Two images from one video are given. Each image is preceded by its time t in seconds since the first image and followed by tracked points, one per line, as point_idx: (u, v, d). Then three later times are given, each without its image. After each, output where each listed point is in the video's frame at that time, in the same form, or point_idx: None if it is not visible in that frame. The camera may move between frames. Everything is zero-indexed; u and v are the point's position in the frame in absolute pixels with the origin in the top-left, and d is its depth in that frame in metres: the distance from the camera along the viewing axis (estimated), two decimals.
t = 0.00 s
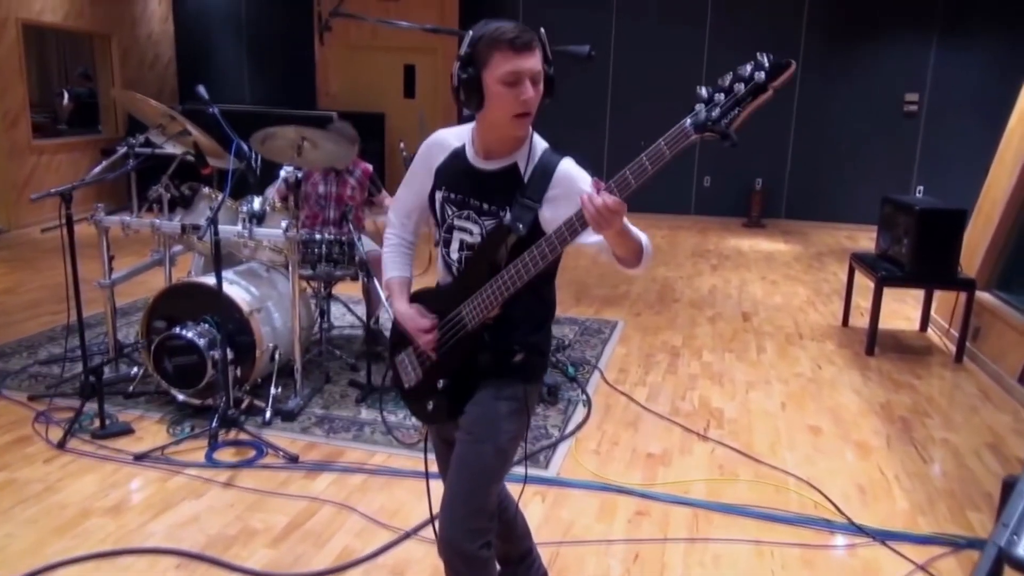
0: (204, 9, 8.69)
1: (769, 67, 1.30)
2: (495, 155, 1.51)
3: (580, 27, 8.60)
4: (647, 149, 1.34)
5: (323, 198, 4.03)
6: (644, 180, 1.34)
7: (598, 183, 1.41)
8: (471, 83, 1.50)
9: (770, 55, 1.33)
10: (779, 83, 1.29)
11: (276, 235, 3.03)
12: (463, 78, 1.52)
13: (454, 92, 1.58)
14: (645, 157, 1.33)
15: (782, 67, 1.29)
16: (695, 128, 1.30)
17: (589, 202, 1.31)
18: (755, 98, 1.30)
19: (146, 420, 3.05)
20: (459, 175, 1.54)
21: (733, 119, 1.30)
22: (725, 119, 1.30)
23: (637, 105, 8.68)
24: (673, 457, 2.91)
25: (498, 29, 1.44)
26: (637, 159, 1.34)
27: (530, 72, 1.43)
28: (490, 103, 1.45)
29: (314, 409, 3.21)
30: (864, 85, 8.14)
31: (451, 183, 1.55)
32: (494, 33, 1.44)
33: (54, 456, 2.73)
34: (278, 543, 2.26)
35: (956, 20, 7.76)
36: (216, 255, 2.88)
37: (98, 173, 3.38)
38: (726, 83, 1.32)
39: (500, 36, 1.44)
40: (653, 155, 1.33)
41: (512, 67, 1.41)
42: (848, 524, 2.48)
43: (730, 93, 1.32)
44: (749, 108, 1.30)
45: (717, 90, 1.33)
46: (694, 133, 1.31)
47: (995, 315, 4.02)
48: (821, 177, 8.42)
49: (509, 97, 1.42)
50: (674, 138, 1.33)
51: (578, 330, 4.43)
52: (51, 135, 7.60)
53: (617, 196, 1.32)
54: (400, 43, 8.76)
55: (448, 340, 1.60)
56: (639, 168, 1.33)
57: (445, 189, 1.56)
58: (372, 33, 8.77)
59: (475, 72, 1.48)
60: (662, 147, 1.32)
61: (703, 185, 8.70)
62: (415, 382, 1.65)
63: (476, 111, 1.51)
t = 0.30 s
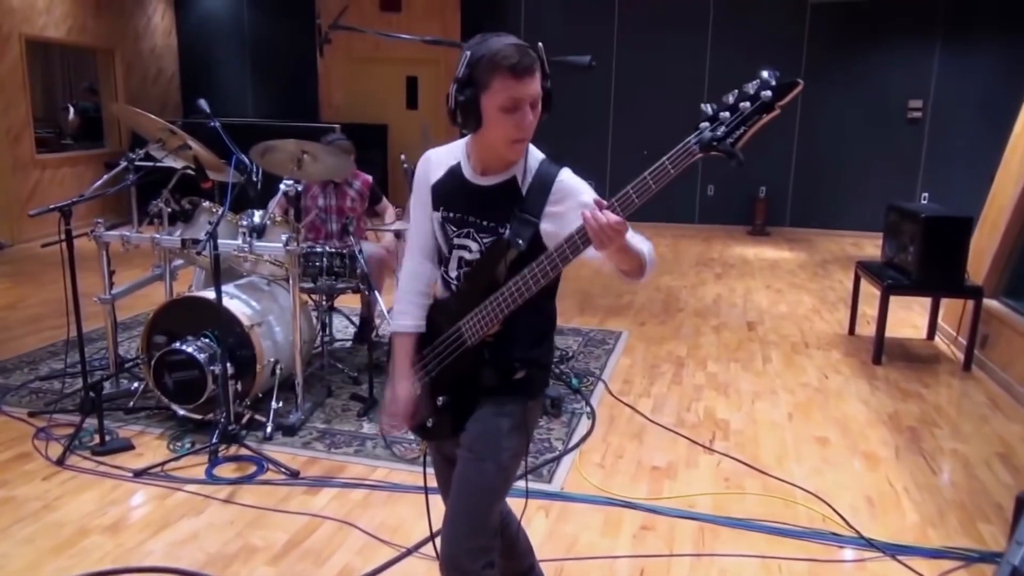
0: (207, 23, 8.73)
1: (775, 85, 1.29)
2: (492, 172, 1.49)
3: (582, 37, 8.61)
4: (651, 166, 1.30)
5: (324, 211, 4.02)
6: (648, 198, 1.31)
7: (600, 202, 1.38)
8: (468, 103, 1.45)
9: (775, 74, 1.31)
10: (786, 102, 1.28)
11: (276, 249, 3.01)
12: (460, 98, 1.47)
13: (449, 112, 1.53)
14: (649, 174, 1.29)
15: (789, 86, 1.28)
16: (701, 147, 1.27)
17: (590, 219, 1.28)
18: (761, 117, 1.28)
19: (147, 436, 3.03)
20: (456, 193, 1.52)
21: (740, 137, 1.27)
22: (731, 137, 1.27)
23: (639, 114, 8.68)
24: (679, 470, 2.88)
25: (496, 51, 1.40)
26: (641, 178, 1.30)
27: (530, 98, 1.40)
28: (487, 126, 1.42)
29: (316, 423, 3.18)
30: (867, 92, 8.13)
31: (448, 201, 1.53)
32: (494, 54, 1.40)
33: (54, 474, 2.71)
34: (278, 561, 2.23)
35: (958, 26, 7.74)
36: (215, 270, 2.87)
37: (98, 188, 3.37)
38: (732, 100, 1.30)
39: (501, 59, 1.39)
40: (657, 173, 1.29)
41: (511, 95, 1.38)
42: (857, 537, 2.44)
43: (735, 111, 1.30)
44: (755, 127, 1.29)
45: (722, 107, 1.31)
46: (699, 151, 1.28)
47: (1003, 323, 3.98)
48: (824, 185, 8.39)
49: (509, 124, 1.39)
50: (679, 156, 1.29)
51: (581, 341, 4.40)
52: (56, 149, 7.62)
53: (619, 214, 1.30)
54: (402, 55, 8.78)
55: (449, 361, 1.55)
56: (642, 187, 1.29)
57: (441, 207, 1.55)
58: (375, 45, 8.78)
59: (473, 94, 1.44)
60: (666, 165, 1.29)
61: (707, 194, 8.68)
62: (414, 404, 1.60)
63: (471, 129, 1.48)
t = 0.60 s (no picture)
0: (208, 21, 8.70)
1: (782, 86, 1.24)
2: (495, 166, 1.45)
3: (584, 32, 8.56)
4: (654, 170, 1.26)
5: (325, 209, 4.01)
6: (650, 201, 1.27)
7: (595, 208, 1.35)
8: (467, 90, 1.42)
9: (783, 72, 1.27)
10: (792, 103, 1.24)
11: (275, 249, 2.99)
12: (457, 85, 1.44)
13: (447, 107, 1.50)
14: (651, 178, 1.25)
15: (797, 86, 1.23)
16: (704, 150, 1.23)
17: (591, 226, 1.24)
18: (767, 119, 1.24)
19: (146, 437, 3.01)
20: (454, 193, 1.49)
21: (745, 140, 1.24)
22: (735, 140, 1.23)
23: (642, 109, 8.62)
24: (682, 469, 2.84)
25: (495, 35, 1.38)
26: (642, 181, 1.26)
27: (529, 78, 1.36)
28: (487, 112, 1.38)
29: (316, 424, 3.15)
30: (871, 86, 8.06)
31: (447, 201, 1.50)
32: (490, 37, 1.38)
33: (52, 476, 2.69)
34: (276, 564, 2.21)
35: (964, 19, 7.67)
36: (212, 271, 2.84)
37: (96, 188, 3.35)
38: (737, 101, 1.26)
39: (497, 41, 1.38)
40: (659, 176, 1.26)
41: (510, 72, 1.35)
42: (863, 538, 2.41)
43: (740, 111, 1.25)
44: (761, 129, 1.24)
45: (727, 108, 1.27)
46: (703, 154, 1.24)
47: (1011, 319, 3.93)
48: (829, 179, 8.33)
49: (509, 101, 1.35)
50: (682, 159, 1.25)
51: (584, 339, 4.37)
52: (58, 149, 7.61)
53: (621, 219, 1.25)
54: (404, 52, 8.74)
55: (447, 367, 1.54)
56: (644, 191, 1.26)
57: (440, 207, 1.51)
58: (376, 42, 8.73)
59: (471, 80, 1.41)
60: (668, 169, 1.25)
61: (711, 189, 8.62)
62: (411, 406, 1.61)
63: (471, 121, 1.44)
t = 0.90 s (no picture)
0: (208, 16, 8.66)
1: (783, 72, 1.20)
2: (482, 171, 1.41)
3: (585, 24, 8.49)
4: (649, 162, 1.21)
5: (324, 206, 3.98)
6: (645, 198, 1.22)
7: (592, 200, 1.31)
8: (450, 105, 1.35)
9: (784, 58, 1.22)
10: (793, 90, 1.20)
11: (271, 245, 2.95)
12: (440, 100, 1.36)
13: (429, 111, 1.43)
14: (646, 171, 1.20)
15: (797, 72, 1.19)
16: (701, 141, 1.18)
17: (587, 220, 1.19)
18: (767, 107, 1.20)
19: (143, 437, 2.98)
20: (442, 195, 1.44)
21: (743, 131, 1.19)
22: (734, 130, 1.19)
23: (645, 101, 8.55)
24: (686, 467, 2.80)
25: (477, 45, 1.30)
26: (638, 175, 1.21)
27: (518, 95, 1.30)
28: (474, 130, 1.34)
29: (315, 423, 3.12)
30: (876, 77, 7.98)
31: (434, 204, 1.45)
32: (474, 50, 1.29)
33: (47, 478, 2.66)
34: (272, 567, 2.17)
35: (970, 7, 7.59)
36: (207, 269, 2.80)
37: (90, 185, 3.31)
38: (735, 88, 1.22)
39: (482, 56, 1.29)
40: (655, 169, 1.21)
41: (497, 94, 1.29)
42: (870, 537, 2.36)
43: (739, 100, 1.21)
44: (760, 118, 1.20)
45: (724, 97, 1.22)
46: (700, 146, 1.19)
47: (1020, 311, 3.87)
48: (833, 171, 8.25)
49: (496, 127, 1.31)
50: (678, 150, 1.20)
51: (587, 335, 4.33)
52: (59, 146, 7.58)
53: (615, 215, 1.21)
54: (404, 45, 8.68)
55: (442, 373, 1.48)
56: (640, 185, 1.21)
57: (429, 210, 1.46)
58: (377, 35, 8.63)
59: (455, 95, 1.34)
60: (664, 161, 1.20)
61: (715, 181, 8.55)
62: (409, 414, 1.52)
63: (457, 132, 1.38)
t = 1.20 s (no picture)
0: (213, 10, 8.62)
1: (800, 47, 1.13)
2: (487, 152, 1.36)
3: (593, 16, 8.41)
4: (660, 145, 1.15)
5: (330, 201, 3.94)
6: (658, 181, 1.16)
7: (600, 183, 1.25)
8: (453, 73, 1.32)
9: (802, 32, 1.15)
10: (812, 64, 1.12)
11: (273, 242, 2.92)
12: (443, 66, 1.34)
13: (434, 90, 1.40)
14: (657, 154, 1.14)
15: (816, 46, 1.12)
16: (714, 122, 1.12)
17: (594, 208, 1.13)
18: (785, 83, 1.13)
19: (144, 436, 2.94)
20: (446, 183, 1.40)
21: (760, 109, 1.13)
22: (749, 108, 1.12)
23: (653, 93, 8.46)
24: (695, 467, 2.74)
25: (480, 10, 1.28)
26: (648, 158, 1.15)
27: (520, 58, 1.26)
28: (475, 95, 1.29)
29: (318, 421, 3.07)
30: (889, 67, 7.86)
31: (439, 192, 1.41)
32: (477, 14, 1.28)
33: (47, 477, 2.63)
34: (272, 570, 2.13)
35: None
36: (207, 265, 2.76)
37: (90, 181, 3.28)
38: (749, 66, 1.15)
39: (484, 19, 1.27)
40: (666, 152, 1.15)
41: (496, 53, 1.25)
42: (884, 539, 2.30)
43: (753, 78, 1.14)
44: (777, 95, 1.13)
45: (738, 74, 1.16)
46: (713, 125, 1.13)
47: None
48: (844, 163, 8.15)
49: (495, 86, 1.25)
50: (690, 131, 1.14)
51: (594, 330, 4.27)
52: (67, 141, 7.57)
53: (626, 200, 1.15)
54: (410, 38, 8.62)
55: (443, 369, 1.43)
56: (650, 168, 1.15)
57: (433, 199, 1.42)
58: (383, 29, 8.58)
59: (457, 60, 1.31)
60: (676, 144, 1.14)
61: (724, 174, 8.45)
62: (409, 409, 1.47)
63: (460, 105, 1.34)
